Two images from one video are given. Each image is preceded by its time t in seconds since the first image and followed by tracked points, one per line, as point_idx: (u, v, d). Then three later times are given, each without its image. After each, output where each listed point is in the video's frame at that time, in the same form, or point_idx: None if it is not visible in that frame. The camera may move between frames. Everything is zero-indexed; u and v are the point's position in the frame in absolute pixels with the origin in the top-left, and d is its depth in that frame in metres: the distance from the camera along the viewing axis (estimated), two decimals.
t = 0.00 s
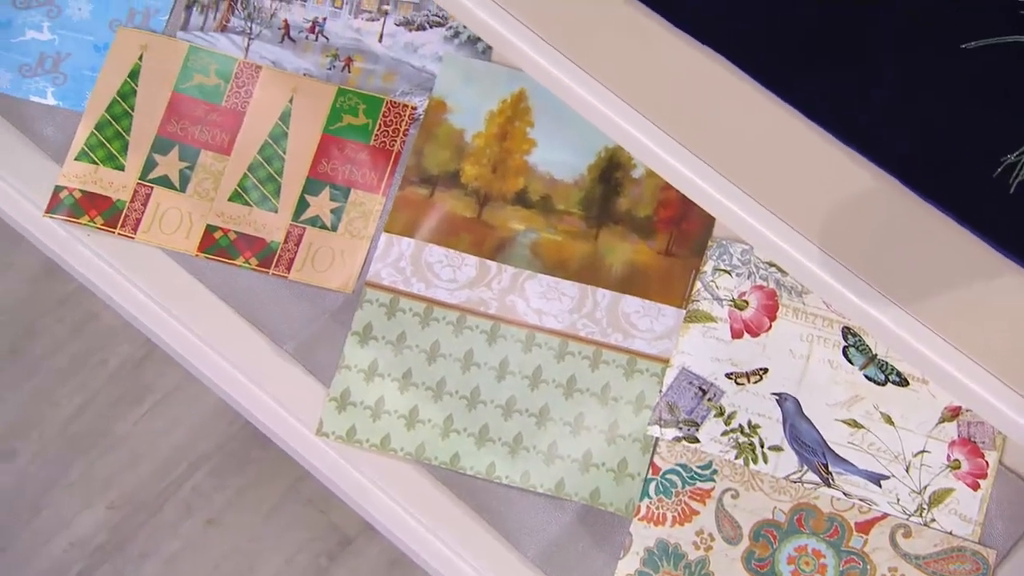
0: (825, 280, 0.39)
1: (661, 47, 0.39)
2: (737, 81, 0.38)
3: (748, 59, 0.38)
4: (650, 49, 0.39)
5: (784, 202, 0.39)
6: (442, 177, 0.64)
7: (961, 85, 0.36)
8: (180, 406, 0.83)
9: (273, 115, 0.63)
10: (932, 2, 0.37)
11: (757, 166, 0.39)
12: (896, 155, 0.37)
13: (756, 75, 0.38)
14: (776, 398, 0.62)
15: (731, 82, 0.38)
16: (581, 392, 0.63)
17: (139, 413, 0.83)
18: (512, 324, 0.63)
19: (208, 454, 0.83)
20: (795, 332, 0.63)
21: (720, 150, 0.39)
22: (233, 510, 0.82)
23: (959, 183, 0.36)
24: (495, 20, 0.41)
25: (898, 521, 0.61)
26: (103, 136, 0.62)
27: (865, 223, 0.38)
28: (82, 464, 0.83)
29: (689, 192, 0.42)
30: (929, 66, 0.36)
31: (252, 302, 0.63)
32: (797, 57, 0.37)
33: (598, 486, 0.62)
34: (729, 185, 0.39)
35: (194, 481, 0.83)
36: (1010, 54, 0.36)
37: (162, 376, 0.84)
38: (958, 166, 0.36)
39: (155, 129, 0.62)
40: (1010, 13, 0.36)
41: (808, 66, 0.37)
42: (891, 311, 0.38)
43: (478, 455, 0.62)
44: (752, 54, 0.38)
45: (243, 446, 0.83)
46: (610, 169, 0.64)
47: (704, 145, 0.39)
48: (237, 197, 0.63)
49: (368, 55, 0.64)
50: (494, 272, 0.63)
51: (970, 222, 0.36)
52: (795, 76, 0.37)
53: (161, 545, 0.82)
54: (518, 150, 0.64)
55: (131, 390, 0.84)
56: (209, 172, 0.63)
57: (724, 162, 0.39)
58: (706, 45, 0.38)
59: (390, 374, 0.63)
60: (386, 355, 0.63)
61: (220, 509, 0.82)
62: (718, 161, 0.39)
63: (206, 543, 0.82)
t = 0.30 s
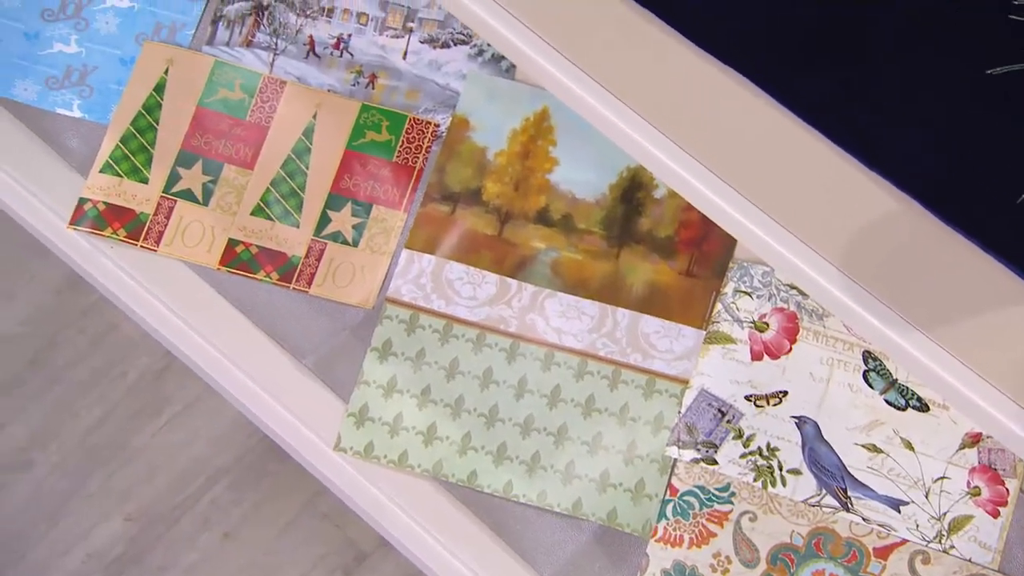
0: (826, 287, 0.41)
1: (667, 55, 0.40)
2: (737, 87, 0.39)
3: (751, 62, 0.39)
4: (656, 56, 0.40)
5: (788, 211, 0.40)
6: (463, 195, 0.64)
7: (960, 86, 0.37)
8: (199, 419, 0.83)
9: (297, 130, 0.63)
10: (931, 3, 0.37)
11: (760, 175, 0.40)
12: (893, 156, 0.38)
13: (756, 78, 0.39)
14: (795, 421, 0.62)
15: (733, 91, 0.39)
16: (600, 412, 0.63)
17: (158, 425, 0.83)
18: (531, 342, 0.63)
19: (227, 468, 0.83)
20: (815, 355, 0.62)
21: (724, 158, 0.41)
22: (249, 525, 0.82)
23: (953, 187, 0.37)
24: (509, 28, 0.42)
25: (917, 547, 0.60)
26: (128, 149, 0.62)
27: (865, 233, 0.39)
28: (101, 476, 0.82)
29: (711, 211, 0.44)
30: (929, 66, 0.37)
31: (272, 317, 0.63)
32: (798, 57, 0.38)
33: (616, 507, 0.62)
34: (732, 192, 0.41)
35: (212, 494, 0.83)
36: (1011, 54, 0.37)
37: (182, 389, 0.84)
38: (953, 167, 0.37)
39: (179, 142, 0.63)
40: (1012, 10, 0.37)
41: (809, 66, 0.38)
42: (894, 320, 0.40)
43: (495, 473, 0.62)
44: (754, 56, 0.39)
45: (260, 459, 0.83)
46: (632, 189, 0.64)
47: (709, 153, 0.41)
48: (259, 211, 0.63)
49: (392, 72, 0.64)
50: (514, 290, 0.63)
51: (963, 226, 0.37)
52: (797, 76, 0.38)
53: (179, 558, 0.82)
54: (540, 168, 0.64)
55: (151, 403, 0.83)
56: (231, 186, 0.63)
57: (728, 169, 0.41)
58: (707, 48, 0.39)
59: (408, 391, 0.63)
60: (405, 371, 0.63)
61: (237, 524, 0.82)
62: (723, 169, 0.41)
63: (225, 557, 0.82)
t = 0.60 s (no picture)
0: (825, 295, 0.40)
1: (667, 55, 0.39)
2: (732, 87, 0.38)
3: (747, 59, 0.38)
4: (657, 58, 0.39)
5: (789, 215, 0.39)
6: (485, 213, 0.64)
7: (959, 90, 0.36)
8: (218, 433, 0.88)
9: (320, 145, 0.63)
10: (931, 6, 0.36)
11: (759, 177, 0.39)
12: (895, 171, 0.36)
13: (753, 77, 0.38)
14: (814, 445, 0.62)
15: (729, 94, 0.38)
16: (618, 433, 0.63)
17: (175, 439, 0.87)
18: (551, 361, 0.63)
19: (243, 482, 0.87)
20: (835, 380, 0.62)
21: (722, 159, 0.39)
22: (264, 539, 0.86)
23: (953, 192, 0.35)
24: (511, 31, 0.42)
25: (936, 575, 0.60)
26: (152, 162, 0.62)
27: (881, 255, 0.37)
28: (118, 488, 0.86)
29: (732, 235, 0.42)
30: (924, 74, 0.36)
31: (292, 332, 0.63)
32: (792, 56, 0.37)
33: (633, 528, 0.62)
34: (729, 195, 0.40)
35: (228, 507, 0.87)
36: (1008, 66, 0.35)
37: (199, 403, 0.88)
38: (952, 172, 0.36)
39: (203, 157, 0.63)
40: (1010, 25, 0.36)
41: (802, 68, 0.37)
42: (893, 329, 0.38)
43: (512, 492, 0.62)
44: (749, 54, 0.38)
45: (276, 475, 0.87)
46: (654, 210, 0.64)
47: (718, 163, 0.39)
48: (281, 226, 0.63)
49: (415, 89, 0.64)
50: (534, 308, 0.63)
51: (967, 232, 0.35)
52: (793, 75, 0.37)
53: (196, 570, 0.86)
54: (562, 188, 0.64)
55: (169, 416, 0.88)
56: (254, 201, 0.63)
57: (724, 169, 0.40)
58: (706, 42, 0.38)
59: (427, 408, 0.63)
60: (424, 388, 0.63)
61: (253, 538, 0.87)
62: (735, 184, 0.39)
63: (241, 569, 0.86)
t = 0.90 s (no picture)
0: (848, 318, 0.39)
1: (671, 60, 0.38)
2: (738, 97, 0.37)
3: (741, 68, 0.37)
4: (667, 66, 0.38)
5: (811, 236, 0.38)
6: (506, 229, 0.64)
7: (956, 98, 0.35)
8: (235, 445, 0.89)
9: (344, 159, 0.64)
10: None
11: (778, 194, 0.38)
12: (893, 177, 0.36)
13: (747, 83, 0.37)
14: (834, 468, 0.62)
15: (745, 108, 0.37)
16: (637, 452, 0.62)
17: (192, 451, 0.89)
18: (570, 379, 0.63)
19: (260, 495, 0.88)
20: (856, 402, 0.62)
21: (740, 176, 0.39)
22: (280, 554, 0.87)
23: (952, 201, 0.35)
24: (531, 43, 0.41)
25: None
26: (175, 174, 0.63)
27: (899, 275, 0.37)
28: (135, 500, 0.88)
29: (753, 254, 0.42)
30: (919, 83, 0.35)
31: (312, 345, 0.63)
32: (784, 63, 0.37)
33: (650, 548, 0.62)
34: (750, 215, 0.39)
35: (246, 519, 0.88)
36: (1003, 71, 0.34)
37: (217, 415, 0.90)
38: (952, 179, 0.35)
39: (226, 170, 0.63)
40: (1005, 28, 0.34)
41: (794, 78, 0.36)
42: (916, 352, 0.38)
43: (529, 510, 0.62)
44: (744, 62, 0.37)
45: (293, 489, 0.88)
46: (675, 229, 0.64)
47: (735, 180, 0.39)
48: (303, 240, 0.63)
49: (439, 105, 0.64)
50: (554, 326, 0.63)
51: (959, 236, 0.35)
52: (787, 83, 0.37)
53: None
54: (583, 206, 0.64)
55: (187, 429, 0.89)
56: (277, 214, 0.63)
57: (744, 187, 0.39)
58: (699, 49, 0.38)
59: (445, 424, 0.63)
60: (443, 404, 0.63)
61: (270, 551, 0.88)
62: (754, 202, 0.39)
63: None
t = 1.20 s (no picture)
0: (871, 342, 0.41)
1: (671, 60, 0.40)
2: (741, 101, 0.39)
3: (742, 68, 0.39)
4: (678, 80, 0.41)
5: (819, 245, 0.40)
6: (528, 247, 0.64)
7: (957, 97, 0.36)
8: (254, 456, 0.88)
9: (367, 174, 0.64)
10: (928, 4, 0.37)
11: (797, 210, 0.40)
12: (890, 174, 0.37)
13: (748, 87, 0.39)
14: (854, 492, 0.61)
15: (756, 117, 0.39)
16: (656, 471, 0.62)
17: (212, 463, 0.87)
18: (590, 398, 0.63)
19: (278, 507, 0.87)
20: (877, 426, 0.62)
21: (746, 182, 0.41)
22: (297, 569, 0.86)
23: (942, 202, 0.37)
24: (559, 64, 0.44)
25: None
26: (200, 187, 0.63)
27: (923, 299, 0.38)
28: (154, 511, 0.86)
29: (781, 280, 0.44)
30: (920, 82, 0.37)
31: (333, 359, 0.64)
32: (786, 66, 0.39)
33: (668, 568, 0.61)
34: (760, 227, 0.41)
35: (264, 531, 0.87)
36: (1003, 71, 0.36)
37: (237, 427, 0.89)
38: (938, 186, 0.37)
39: (251, 184, 0.63)
40: (1004, 28, 0.36)
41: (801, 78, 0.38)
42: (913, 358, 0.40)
43: (547, 528, 0.62)
44: (744, 65, 0.39)
45: (312, 501, 0.87)
46: (698, 249, 0.64)
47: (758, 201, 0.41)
48: (325, 254, 0.64)
49: (463, 122, 0.64)
50: (574, 344, 0.63)
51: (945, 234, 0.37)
52: (787, 82, 0.38)
53: None
54: (606, 225, 0.64)
55: (207, 441, 0.87)
56: (300, 228, 0.63)
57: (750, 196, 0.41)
58: (698, 50, 0.40)
59: (465, 440, 0.63)
60: (462, 421, 0.63)
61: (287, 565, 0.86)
62: (777, 223, 0.41)
63: None
